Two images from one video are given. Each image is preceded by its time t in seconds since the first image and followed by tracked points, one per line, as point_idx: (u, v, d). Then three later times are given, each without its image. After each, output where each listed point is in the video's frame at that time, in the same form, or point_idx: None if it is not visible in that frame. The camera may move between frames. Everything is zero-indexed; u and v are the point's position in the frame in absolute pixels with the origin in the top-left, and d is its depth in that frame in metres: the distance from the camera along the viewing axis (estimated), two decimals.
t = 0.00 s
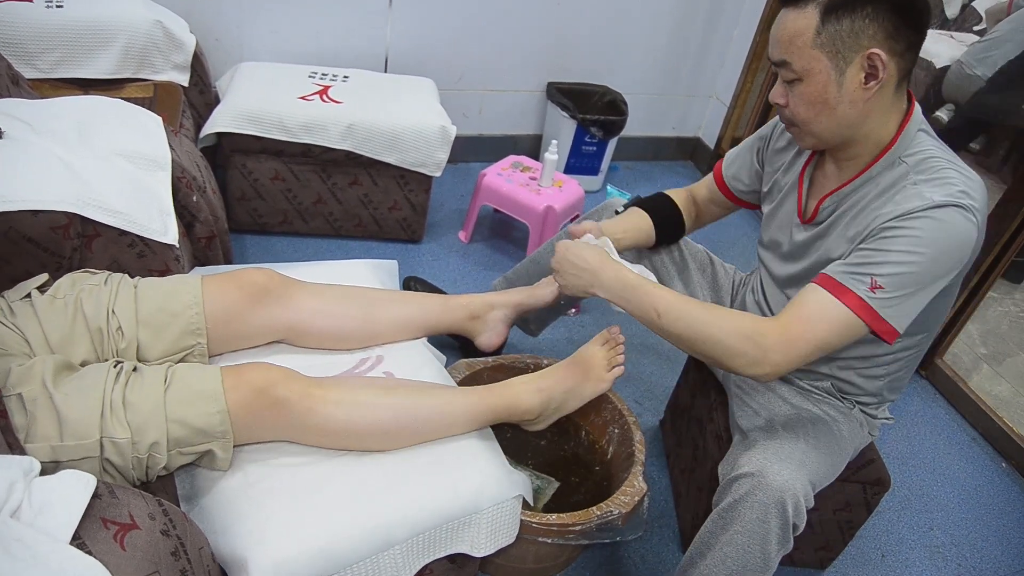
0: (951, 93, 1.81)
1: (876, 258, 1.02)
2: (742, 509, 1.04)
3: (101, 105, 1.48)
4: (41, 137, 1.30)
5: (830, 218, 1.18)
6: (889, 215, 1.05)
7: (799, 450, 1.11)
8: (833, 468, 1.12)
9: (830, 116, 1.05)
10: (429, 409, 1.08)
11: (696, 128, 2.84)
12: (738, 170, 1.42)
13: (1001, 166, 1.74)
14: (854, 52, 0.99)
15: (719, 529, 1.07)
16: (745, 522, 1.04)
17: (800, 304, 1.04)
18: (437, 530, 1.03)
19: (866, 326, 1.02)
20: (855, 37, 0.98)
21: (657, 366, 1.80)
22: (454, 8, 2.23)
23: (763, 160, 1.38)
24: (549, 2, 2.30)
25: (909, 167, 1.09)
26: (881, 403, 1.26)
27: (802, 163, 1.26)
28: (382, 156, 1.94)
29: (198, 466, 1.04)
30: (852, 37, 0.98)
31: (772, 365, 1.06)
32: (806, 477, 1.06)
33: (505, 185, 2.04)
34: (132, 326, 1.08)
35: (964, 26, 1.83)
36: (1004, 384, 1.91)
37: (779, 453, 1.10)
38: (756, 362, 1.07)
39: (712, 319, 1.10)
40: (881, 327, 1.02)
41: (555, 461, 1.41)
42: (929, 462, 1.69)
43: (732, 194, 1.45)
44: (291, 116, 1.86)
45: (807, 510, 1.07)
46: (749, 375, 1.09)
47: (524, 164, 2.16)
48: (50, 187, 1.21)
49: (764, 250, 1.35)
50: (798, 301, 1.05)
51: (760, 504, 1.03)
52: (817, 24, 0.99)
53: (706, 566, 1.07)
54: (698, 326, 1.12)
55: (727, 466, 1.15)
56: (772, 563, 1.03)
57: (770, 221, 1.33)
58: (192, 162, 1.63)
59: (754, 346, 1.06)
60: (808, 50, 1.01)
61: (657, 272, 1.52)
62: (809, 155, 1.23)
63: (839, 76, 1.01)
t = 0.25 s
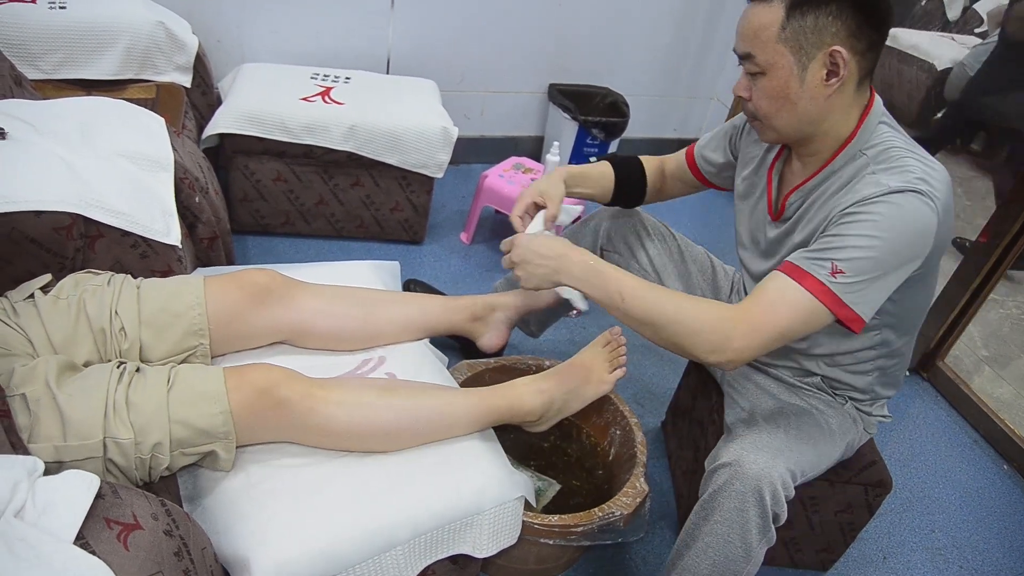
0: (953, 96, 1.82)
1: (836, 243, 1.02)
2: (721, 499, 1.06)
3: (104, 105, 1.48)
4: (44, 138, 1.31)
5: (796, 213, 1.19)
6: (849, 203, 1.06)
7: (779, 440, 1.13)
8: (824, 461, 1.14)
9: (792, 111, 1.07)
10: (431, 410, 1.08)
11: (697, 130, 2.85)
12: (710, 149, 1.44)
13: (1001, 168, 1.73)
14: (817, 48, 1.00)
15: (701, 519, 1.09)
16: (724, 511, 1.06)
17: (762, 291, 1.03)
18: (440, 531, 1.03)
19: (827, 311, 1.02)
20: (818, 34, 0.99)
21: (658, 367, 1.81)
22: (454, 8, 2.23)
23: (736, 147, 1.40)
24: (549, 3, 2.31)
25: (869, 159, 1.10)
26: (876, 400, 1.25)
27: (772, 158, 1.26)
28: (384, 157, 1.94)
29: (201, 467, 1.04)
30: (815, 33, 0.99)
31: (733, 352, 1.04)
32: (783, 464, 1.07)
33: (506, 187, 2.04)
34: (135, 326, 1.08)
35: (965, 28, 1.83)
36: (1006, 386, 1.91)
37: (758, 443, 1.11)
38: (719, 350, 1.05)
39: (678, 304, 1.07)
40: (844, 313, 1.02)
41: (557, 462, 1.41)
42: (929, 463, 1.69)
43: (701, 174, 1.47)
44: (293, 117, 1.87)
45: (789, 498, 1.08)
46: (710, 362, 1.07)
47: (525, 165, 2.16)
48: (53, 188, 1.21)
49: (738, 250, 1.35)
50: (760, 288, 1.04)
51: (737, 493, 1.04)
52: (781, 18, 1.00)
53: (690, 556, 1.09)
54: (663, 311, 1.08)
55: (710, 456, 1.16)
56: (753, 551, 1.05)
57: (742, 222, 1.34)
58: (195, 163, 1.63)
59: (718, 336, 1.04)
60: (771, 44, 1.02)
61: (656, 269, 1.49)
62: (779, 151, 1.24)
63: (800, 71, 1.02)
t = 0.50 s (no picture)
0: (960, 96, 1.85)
1: (780, 228, 1.02)
2: (709, 494, 1.06)
3: (107, 104, 1.48)
4: (47, 136, 1.31)
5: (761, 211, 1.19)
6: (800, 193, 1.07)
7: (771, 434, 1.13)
8: (819, 453, 1.14)
9: (750, 114, 1.07)
10: (433, 408, 1.08)
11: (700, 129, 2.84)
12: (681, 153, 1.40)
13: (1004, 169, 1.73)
14: (774, 52, 1.01)
15: (692, 515, 1.09)
16: (713, 506, 1.05)
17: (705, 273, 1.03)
18: (442, 529, 1.03)
19: (766, 293, 1.02)
20: (775, 38, 1.00)
21: (660, 367, 1.80)
22: (456, 8, 2.23)
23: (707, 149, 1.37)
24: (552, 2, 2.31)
25: (826, 154, 1.10)
26: (869, 395, 1.24)
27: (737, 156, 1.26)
28: (386, 156, 1.94)
29: (203, 465, 1.04)
30: (771, 37, 1.00)
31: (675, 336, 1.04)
32: (769, 458, 1.07)
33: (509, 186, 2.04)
34: (137, 325, 1.08)
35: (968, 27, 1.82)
36: (1008, 387, 1.91)
37: (745, 437, 1.11)
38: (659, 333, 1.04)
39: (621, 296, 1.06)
40: (788, 298, 1.02)
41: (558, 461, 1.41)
42: (930, 463, 1.69)
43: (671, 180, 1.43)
44: (296, 116, 1.87)
45: (778, 491, 1.08)
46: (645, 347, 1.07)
47: (528, 164, 2.16)
48: (55, 187, 1.21)
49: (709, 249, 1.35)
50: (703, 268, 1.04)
51: (724, 487, 1.04)
52: (739, 22, 1.00)
53: (681, 553, 1.09)
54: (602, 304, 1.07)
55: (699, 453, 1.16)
56: (743, 545, 1.05)
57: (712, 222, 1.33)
58: (197, 161, 1.63)
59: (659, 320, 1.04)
60: (729, 48, 1.02)
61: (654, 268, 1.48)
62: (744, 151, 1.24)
63: (758, 75, 1.03)
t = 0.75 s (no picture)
0: (960, 95, 1.85)
1: (778, 269, 1.01)
2: (697, 486, 1.06)
3: (107, 100, 1.48)
4: (47, 133, 1.30)
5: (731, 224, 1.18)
6: (780, 218, 1.05)
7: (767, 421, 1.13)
8: (816, 450, 1.14)
9: (706, 129, 1.07)
10: (432, 405, 1.08)
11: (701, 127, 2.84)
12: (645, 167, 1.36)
13: (1006, 167, 1.73)
14: (730, 68, 1.00)
15: (681, 507, 1.09)
16: (701, 499, 1.06)
17: (743, 346, 1.01)
18: (442, 527, 1.03)
19: (801, 342, 1.01)
20: (731, 54, 0.99)
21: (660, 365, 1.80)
22: (455, 7, 2.23)
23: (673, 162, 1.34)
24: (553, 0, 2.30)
25: (788, 163, 1.09)
26: (863, 390, 1.24)
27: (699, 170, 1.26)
28: (387, 154, 1.94)
29: (202, 462, 1.04)
30: (728, 53, 0.99)
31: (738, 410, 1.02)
32: (756, 449, 1.07)
33: (509, 183, 2.04)
34: (136, 322, 1.08)
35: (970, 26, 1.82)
36: (1008, 385, 1.91)
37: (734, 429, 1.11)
38: (723, 409, 1.02)
39: (677, 372, 1.03)
40: (812, 337, 1.00)
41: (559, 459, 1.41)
42: (930, 462, 1.69)
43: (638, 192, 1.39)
44: (296, 113, 1.87)
45: (767, 484, 1.08)
46: (711, 421, 1.05)
47: (528, 162, 2.16)
48: (55, 184, 1.21)
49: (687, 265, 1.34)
50: (739, 340, 1.02)
51: (712, 480, 1.04)
52: (695, 38, 1.00)
53: (672, 545, 1.09)
54: (656, 377, 1.04)
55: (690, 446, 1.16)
56: (732, 537, 1.05)
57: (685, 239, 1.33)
58: (198, 158, 1.63)
59: (716, 396, 1.01)
60: (687, 63, 1.01)
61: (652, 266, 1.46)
62: (705, 164, 1.23)
63: (715, 91, 1.02)
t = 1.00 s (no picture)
0: (960, 94, 1.85)
1: (790, 279, 1.02)
2: (717, 490, 1.04)
3: (105, 98, 1.48)
4: (46, 131, 1.30)
5: (706, 238, 1.17)
6: (776, 228, 1.06)
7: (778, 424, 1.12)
8: (821, 448, 1.13)
9: (671, 149, 1.07)
10: (432, 404, 1.08)
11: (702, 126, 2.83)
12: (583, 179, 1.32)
13: (1007, 166, 1.73)
14: (692, 88, 1.00)
15: (697, 510, 1.07)
16: (721, 502, 1.04)
17: (772, 364, 1.03)
18: (443, 526, 1.03)
19: (824, 345, 1.03)
20: (692, 74, 0.99)
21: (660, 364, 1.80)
22: (455, 6, 2.23)
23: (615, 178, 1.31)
24: None
25: (766, 169, 1.09)
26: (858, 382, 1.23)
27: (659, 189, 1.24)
28: (387, 152, 1.94)
29: (202, 461, 1.04)
30: (690, 74, 0.99)
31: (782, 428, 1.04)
32: (776, 453, 1.06)
33: (510, 182, 2.03)
34: (136, 322, 1.08)
35: (971, 25, 1.82)
36: (1009, 384, 1.91)
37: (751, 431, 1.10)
38: (767, 428, 1.04)
39: (735, 393, 1.01)
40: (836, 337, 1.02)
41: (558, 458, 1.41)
42: (931, 461, 1.68)
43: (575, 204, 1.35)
44: (296, 111, 1.87)
45: (784, 488, 1.07)
46: (751, 440, 1.06)
47: (529, 160, 2.15)
48: (55, 182, 1.21)
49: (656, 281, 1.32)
50: (766, 360, 1.04)
51: (734, 484, 1.03)
52: (655, 59, 0.99)
53: (685, 548, 1.08)
54: (710, 399, 1.03)
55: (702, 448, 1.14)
56: (749, 540, 1.05)
57: (650, 254, 1.31)
58: (197, 157, 1.63)
59: (767, 416, 1.02)
60: (648, 84, 1.01)
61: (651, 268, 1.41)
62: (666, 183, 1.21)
63: (678, 112, 1.02)
